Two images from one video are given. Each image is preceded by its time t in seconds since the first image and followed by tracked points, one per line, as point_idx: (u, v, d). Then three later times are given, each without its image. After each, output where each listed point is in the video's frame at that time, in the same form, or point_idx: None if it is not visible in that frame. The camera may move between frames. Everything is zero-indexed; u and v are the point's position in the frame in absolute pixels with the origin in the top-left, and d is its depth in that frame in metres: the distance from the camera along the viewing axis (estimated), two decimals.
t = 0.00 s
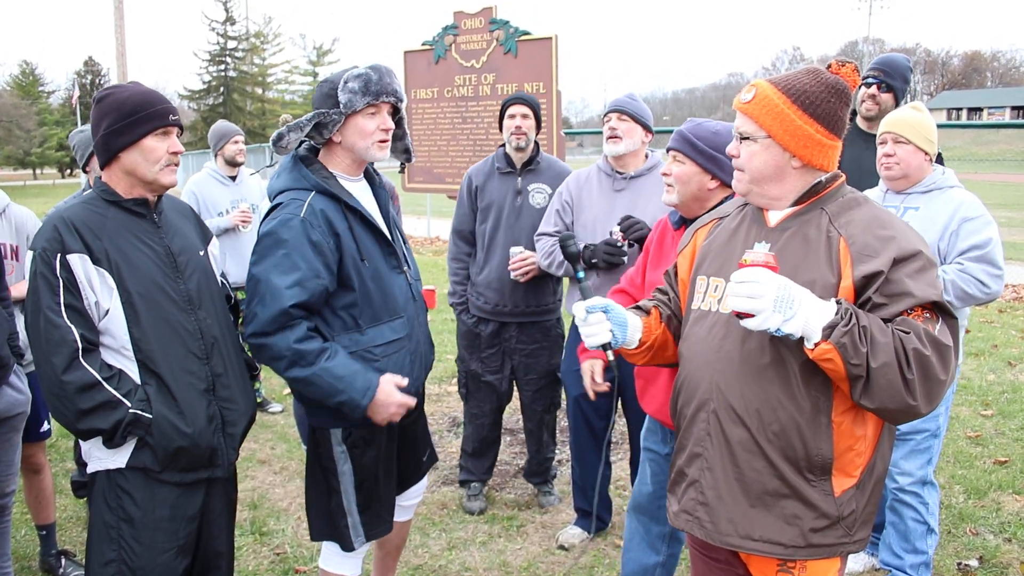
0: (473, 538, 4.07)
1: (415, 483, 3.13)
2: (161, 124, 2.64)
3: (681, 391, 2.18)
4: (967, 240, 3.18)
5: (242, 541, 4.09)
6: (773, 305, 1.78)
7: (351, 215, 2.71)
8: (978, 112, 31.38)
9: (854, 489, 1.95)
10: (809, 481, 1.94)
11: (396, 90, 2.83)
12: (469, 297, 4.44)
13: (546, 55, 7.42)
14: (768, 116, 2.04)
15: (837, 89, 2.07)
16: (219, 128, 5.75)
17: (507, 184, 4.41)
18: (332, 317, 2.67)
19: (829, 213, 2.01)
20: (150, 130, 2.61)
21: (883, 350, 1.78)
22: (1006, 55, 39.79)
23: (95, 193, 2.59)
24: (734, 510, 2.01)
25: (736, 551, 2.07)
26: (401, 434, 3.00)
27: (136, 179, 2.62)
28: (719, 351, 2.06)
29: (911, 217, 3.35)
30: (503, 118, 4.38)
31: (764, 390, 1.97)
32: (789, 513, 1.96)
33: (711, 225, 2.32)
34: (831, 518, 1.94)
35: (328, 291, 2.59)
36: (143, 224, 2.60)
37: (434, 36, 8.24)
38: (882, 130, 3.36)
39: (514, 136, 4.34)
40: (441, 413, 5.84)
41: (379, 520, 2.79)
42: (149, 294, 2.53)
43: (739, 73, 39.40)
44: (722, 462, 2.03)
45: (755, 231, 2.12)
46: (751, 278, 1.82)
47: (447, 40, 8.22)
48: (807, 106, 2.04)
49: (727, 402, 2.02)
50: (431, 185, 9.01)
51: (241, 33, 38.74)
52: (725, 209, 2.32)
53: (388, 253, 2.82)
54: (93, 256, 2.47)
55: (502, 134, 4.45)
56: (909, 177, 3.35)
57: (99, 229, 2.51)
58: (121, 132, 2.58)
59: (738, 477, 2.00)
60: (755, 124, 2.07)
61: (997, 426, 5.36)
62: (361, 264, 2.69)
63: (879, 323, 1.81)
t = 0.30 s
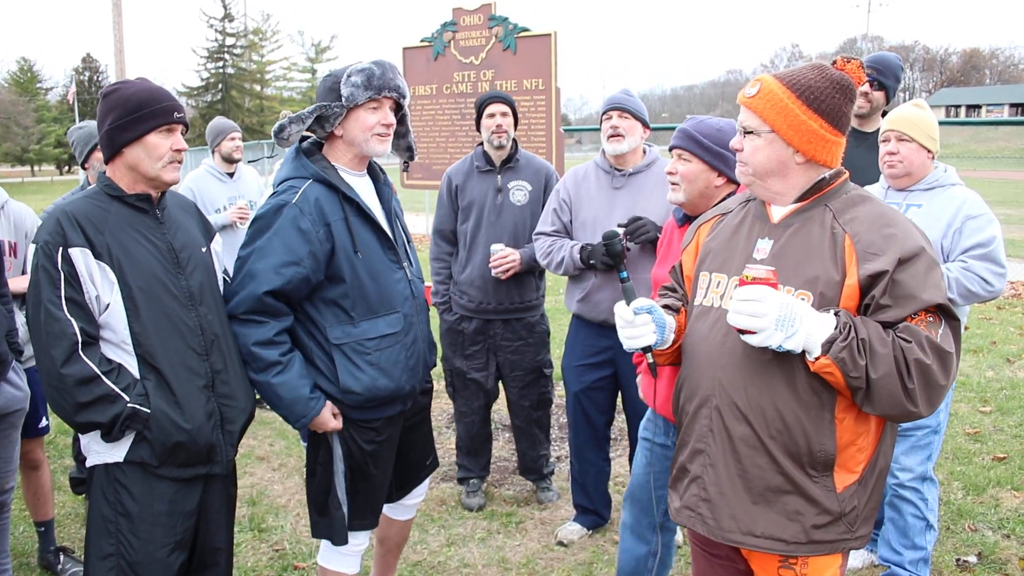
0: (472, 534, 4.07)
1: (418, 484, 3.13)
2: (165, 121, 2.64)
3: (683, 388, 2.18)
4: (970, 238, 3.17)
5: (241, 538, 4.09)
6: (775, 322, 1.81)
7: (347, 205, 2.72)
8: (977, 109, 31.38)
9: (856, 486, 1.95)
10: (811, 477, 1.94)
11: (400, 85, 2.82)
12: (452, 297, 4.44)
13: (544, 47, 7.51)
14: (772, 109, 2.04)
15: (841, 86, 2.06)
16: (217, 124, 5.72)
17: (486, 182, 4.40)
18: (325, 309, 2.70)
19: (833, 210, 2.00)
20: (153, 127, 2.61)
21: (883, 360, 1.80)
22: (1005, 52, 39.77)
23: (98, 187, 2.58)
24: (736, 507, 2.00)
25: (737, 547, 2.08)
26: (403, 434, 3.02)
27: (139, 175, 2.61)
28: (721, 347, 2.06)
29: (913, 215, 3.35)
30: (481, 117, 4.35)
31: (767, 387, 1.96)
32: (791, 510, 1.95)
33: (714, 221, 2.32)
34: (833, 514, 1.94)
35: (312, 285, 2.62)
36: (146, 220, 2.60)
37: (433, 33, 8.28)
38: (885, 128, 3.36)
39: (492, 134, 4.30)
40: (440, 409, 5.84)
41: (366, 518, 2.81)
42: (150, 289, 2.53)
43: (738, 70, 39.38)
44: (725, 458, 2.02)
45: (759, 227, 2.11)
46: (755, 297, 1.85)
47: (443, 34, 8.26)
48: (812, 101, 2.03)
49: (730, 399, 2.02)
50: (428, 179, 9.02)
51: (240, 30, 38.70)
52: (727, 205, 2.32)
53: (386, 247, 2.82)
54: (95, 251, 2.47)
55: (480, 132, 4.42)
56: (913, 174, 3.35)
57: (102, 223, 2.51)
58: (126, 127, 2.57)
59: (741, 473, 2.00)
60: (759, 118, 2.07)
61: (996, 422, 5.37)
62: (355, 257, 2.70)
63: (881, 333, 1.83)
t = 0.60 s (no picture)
0: (473, 537, 4.06)
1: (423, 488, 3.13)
2: (168, 123, 2.63)
3: (691, 391, 2.17)
4: (975, 240, 3.16)
5: (242, 541, 4.08)
6: (785, 335, 1.82)
7: (350, 206, 2.71)
8: (977, 111, 31.38)
9: (865, 489, 1.94)
10: (820, 481, 1.93)
11: (401, 88, 2.83)
12: (443, 302, 4.43)
13: (547, 49, 7.62)
14: (782, 110, 2.03)
15: (852, 87, 2.05)
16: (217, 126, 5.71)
17: (474, 186, 4.39)
18: (332, 311, 2.69)
19: (842, 213, 1.99)
20: (157, 128, 2.60)
21: (892, 366, 1.80)
22: (1005, 54, 39.79)
23: (102, 188, 2.58)
24: (745, 510, 1.99)
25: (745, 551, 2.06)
26: (412, 442, 3.04)
27: (142, 176, 2.61)
28: (729, 350, 2.05)
29: (917, 216, 3.33)
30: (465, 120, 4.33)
31: (776, 390, 1.95)
32: (800, 514, 1.94)
33: (721, 224, 2.31)
34: (841, 518, 1.93)
35: (317, 284, 2.62)
36: (150, 222, 2.59)
37: (434, 35, 8.29)
38: (888, 129, 3.34)
39: (478, 137, 4.29)
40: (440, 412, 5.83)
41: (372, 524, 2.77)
42: (152, 290, 2.52)
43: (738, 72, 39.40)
44: (733, 462, 2.01)
45: (767, 230, 2.10)
46: (763, 310, 1.84)
47: (444, 37, 8.27)
48: (823, 103, 2.02)
49: (738, 402, 2.01)
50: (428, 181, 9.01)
51: (240, 32, 38.74)
52: (735, 208, 2.30)
53: (390, 249, 2.82)
54: (98, 251, 2.46)
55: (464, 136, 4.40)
56: (917, 176, 3.34)
57: (106, 224, 2.50)
58: (129, 129, 2.57)
59: (750, 477, 1.98)
60: (769, 118, 2.06)
61: (998, 424, 5.35)
62: (358, 257, 2.69)
63: (890, 339, 1.82)
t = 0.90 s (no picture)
0: (474, 541, 4.05)
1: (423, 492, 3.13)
2: (170, 129, 2.63)
3: (698, 394, 2.16)
4: (976, 242, 3.16)
5: (242, 546, 4.07)
6: (790, 339, 1.82)
7: (345, 216, 2.70)
8: (975, 113, 31.43)
9: (872, 492, 1.94)
10: (828, 484, 1.93)
11: (397, 91, 2.82)
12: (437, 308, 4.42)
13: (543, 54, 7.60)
14: (787, 113, 2.03)
15: (857, 89, 2.05)
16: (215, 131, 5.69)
17: (464, 192, 4.37)
18: (333, 321, 2.68)
19: (848, 216, 1.99)
20: (158, 134, 2.60)
21: (900, 369, 1.80)
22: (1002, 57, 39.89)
23: (104, 193, 2.57)
24: (753, 514, 1.98)
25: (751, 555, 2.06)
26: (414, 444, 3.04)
27: (143, 181, 2.60)
28: (736, 354, 2.05)
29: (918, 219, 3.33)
30: (452, 127, 4.32)
31: (784, 393, 1.95)
32: (808, 517, 1.94)
33: (726, 228, 2.31)
34: (849, 521, 1.93)
35: (322, 294, 2.61)
36: (152, 225, 2.59)
37: (433, 39, 8.30)
38: (889, 132, 3.33)
39: (466, 144, 4.29)
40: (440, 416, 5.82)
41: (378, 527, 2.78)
42: (154, 294, 2.51)
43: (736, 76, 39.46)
44: (741, 465, 2.00)
45: (773, 233, 2.10)
46: (769, 313, 1.85)
47: (442, 41, 8.27)
48: (828, 105, 2.02)
49: (746, 406, 2.00)
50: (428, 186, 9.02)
51: (239, 38, 38.79)
52: (740, 211, 2.30)
53: (388, 256, 2.80)
54: (100, 255, 2.46)
55: (452, 142, 4.40)
56: (918, 178, 3.34)
57: (107, 229, 2.49)
58: (130, 133, 2.57)
59: (758, 481, 1.98)
60: (774, 121, 2.06)
61: (998, 426, 5.35)
62: (356, 267, 2.68)
63: (897, 341, 1.82)
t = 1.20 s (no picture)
0: (472, 534, 4.05)
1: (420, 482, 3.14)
2: (171, 119, 2.62)
3: (703, 387, 2.16)
4: (978, 237, 3.16)
5: (242, 537, 4.07)
6: (798, 331, 1.82)
7: (341, 212, 2.69)
8: (975, 108, 31.41)
9: (876, 484, 1.95)
10: (833, 477, 1.93)
11: (391, 81, 2.80)
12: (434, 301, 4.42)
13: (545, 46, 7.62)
14: (794, 105, 2.03)
15: (863, 82, 2.05)
16: (214, 122, 5.67)
17: (461, 185, 4.38)
18: (330, 319, 2.68)
19: (854, 209, 1.99)
20: (159, 124, 2.59)
21: (907, 362, 1.81)
22: (1002, 52, 39.85)
23: (106, 183, 2.57)
24: (758, 507, 1.98)
25: (754, 547, 2.06)
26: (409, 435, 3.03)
27: (144, 172, 2.60)
28: (742, 347, 2.05)
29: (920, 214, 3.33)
30: (447, 121, 4.31)
31: (790, 387, 1.95)
32: (812, 510, 1.94)
33: (730, 220, 2.30)
34: (854, 514, 1.93)
35: (324, 289, 2.61)
36: (155, 215, 2.59)
37: (432, 31, 8.27)
38: (891, 125, 3.32)
39: (462, 137, 4.29)
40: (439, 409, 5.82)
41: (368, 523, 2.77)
42: (157, 284, 2.51)
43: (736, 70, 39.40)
44: (746, 458, 2.00)
45: (778, 226, 2.10)
46: (776, 306, 1.85)
47: (442, 33, 8.25)
48: (835, 97, 2.02)
49: (752, 399, 2.00)
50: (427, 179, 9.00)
51: (237, 30, 38.66)
52: (744, 204, 2.29)
53: (383, 251, 2.77)
54: (102, 245, 2.45)
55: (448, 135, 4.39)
56: (921, 172, 3.33)
57: (110, 218, 2.49)
58: (130, 123, 2.56)
59: (763, 474, 1.98)
60: (781, 113, 2.05)
61: (996, 421, 5.35)
62: (352, 264, 2.67)
63: (904, 334, 1.83)
